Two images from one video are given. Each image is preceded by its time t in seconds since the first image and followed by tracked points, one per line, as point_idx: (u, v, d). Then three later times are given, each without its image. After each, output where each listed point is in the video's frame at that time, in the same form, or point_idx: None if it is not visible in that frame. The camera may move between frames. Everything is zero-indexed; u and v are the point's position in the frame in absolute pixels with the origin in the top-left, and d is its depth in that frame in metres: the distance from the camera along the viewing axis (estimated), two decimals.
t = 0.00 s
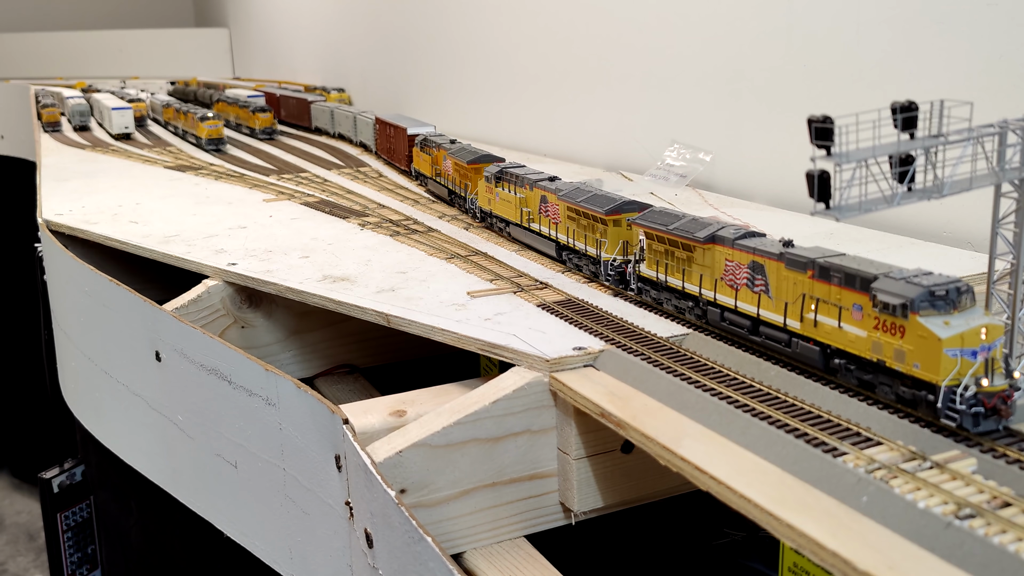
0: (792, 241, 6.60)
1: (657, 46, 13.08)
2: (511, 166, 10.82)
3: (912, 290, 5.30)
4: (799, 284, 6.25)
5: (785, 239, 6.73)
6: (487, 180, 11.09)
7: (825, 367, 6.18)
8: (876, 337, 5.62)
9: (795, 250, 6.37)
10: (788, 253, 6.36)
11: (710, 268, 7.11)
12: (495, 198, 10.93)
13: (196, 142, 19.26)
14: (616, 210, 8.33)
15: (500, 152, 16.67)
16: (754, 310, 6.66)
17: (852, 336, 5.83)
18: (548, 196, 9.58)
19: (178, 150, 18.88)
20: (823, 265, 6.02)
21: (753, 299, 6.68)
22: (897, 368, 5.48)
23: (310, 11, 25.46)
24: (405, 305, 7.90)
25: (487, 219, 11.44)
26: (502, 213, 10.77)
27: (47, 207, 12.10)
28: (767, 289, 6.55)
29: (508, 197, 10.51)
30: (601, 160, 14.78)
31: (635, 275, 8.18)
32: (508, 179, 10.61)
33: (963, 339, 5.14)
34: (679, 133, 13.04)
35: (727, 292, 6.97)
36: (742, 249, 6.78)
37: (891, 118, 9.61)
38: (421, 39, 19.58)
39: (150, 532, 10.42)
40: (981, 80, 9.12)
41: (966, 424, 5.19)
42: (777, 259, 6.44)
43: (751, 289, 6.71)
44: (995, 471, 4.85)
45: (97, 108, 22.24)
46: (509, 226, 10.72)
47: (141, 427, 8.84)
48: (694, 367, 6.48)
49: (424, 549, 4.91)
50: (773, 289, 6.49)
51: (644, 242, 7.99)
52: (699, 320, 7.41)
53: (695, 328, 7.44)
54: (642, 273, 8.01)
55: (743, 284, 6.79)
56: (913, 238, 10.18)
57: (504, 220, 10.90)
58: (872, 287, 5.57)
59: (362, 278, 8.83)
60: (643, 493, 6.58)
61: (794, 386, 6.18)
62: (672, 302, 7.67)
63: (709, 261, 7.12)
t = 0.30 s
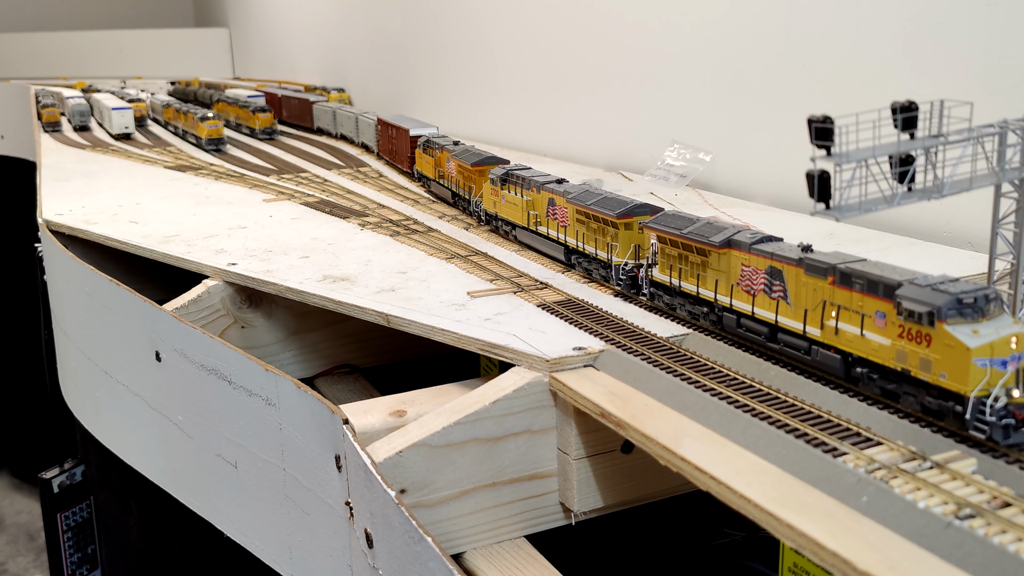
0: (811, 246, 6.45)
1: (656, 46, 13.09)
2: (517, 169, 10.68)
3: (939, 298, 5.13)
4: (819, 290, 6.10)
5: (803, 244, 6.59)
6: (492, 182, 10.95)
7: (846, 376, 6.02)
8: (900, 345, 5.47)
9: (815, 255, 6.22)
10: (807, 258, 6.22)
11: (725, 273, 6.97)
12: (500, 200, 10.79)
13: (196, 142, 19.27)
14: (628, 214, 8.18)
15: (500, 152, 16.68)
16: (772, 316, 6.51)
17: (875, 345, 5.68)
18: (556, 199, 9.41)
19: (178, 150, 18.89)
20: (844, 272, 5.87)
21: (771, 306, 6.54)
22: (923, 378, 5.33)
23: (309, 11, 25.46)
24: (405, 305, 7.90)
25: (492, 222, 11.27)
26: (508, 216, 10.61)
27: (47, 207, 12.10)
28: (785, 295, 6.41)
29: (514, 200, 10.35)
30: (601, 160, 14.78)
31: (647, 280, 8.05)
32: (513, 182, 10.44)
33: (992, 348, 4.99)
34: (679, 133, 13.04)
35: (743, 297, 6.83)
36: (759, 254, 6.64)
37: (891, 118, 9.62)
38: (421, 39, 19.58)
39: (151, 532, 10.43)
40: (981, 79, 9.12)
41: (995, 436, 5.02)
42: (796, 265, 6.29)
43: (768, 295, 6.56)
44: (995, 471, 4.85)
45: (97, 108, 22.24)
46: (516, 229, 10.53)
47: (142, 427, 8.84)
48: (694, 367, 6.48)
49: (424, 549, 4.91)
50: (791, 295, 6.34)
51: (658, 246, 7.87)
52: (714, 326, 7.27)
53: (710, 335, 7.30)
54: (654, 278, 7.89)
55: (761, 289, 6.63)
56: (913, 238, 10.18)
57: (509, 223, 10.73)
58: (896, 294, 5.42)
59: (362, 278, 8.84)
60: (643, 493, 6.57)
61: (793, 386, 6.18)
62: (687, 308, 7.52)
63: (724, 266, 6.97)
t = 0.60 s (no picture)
0: (832, 251, 6.30)
1: (656, 46, 13.10)
2: (523, 172, 10.60)
3: (968, 306, 4.95)
4: (840, 297, 5.95)
5: (823, 249, 6.44)
6: (498, 185, 10.83)
7: (868, 385, 5.85)
8: (927, 354, 5.30)
9: (836, 260, 6.07)
10: (828, 263, 6.06)
11: (742, 278, 6.84)
12: (506, 203, 10.66)
13: (196, 142, 19.27)
14: (640, 217, 8.03)
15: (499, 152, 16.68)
16: (792, 323, 6.37)
17: (899, 353, 5.51)
18: (566, 201, 9.28)
19: (178, 150, 18.89)
20: (867, 278, 5.71)
21: (790, 312, 6.41)
22: (951, 388, 5.16)
23: (309, 10, 25.46)
24: (405, 305, 7.90)
25: (497, 225, 11.13)
26: (514, 219, 10.46)
27: (47, 206, 12.10)
28: (805, 302, 6.26)
29: (521, 203, 10.21)
30: (601, 160, 14.78)
31: (659, 285, 7.87)
32: (521, 185, 10.36)
33: None
34: (679, 133, 13.04)
35: (761, 304, 6.69)
36: (777, 259, 6.50)
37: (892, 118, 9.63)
38: (421, 39, 19.58)
39: (151, 532, 10.43)
40: (981, 80, 9.12)
41: None
42: (816, 270, 6.14)
43: (788, 302, 6.41)
44: (995, 471, 4.85)
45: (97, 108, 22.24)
46: (523, 232, 10.38)
47: (142, 427, 8.84)
48: (694, 367, 6.48)
49: (424, 549, 4.91)
50: (811, 302, 6.19)
51: (671, 250, 7.73)
52: (730, 332, 7.12)
53: (726, 341, 7.15)
54: (667, 283, 7.73)
55: (779, 295, 6.50)
56: (913, 238, 10.18)
57: (515, 226, 10.58)
58: (922, 302, 5.26)
59: (362, 278, 8.84)
60: (642, 492, 6.57)
61: (793, 386, 6.18)
62: (701, 314, 7.37)
63: (741, 271, 6.85)
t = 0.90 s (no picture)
0: (852, 256, 6.08)
1: (656, 46, 13.10)
2: (529, 174, 10.42)
3: (999, 314, 4.76)
4: (862, 304, 5.74)
5: (843, 253, 6.22)
6: (504, 188, 10.65)
7: (892, 395, 5.65)
8: (954, 364, 5.09)
9: (857, 266, 5.85)
10: (849, 269, 5.85)
11: (759, 284, 6.63)
12: (512, 206, 10.46)
13: (196, 142, 19.28)
14: (653, 221, 7.89)
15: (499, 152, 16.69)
16: (812, 331, 6.16)
17: (925, 363, 5.30)
18: (574, 204, 9.11)
19: (178, 150, 18.89)
20: (891, 284, 5.50)
21: (809, 319, 6.20)
22: (980, 400, 4.96)
23: (309, 10, 25.47)
24: (405, 305, 7.90)
25: (503, 228, 10.95)
26: (521, 222, 10.26)
27: (48, 207, 12.10)
28: (825, 309, 6.05)
29: (527, 206, 10.02)
30: (601, 160, 14.78)
31: (673, 290, 7.66)
32: (527, 187, 10.19)
33: None
34: (679, 133, 13.05)
35: (779, 310, 6.48)
36: (796, 264, 6.29)
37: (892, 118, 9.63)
38: (421, 39, 19.57)
39: (151, 532, 10.43)
40: (981, 80, 9.12)
41: None
42: (837, 276, 5.93)
43: (807, 309, 6.20)
44: (995, 471, 4.85)
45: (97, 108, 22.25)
46: (530, 236, 10.21)
47: (142, 427, 8.84)
48: (694, 367, 6.48)
49: (424, 549, 4.91)
50: (832, 309, 5.99)
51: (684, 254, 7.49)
52: (746, 339, 6.91)
53: (742, 348, 6.96)
54: (681, 288, 7.51)
55: (798, 302, 6.29)
56: (912, 238, 10.19)
57: (522, 230, 10.39)
58: (950, 310, 5.05)
59: (362, 278, 8.84)
60: (643, 492, 6.58)
61: (793, 386, 6.19)
62: (717, 319, 7.16)
63: (759, 277, 6.62)
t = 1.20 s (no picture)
0: (875, 261, 5.94)
1: (656, 46, 13.09)
2: (536, 176, 10.19)
3: None
4: (885, 311, 5.60)
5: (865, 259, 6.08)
6: (510, 190, 10.45)
7: (917, 405, 5.49)
8: (983, 374, 4.94)
9: (880, 271, 5.71)
10: (872, 275, 5.71)
11: (778, 290, 6.49)
12: (519, 209, 10.28)
13: (196, 142, 19.28)
14: (665, 225, 7.68)
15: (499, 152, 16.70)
16: (834, 338, 6.01)
17: (952, 372, 5.15)
18: (584, 207, 8.88)
19: (178, 150, 18.90)
20: (915, 291, 5.35)
21: (830, 326, 6.06)
22: (1011, 412, 4.80)
23: (309, 10, 25.47)
24: (405, 305, 7.91)
25: (510, 231, 10.75)
26: (529, 225, 10.06)
27: (47, 206, 12.10)
28: (846, 316, 5.91)
29: (535, 209, 9.81)
30: (601, 160, 14.78)
31: (687, 295, 7.54)
32: (535, 189, 9.96)
33: None
34: (679, 133, 13.05)
35: (798, 317, 6.35)
36: (816, 270, 6.16)
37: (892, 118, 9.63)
38: (421, 38, 19.57)
39: (151, 532, 10.44)
40: (981, 80, 9.12)
41: None
42: (860, 283, 5.79)
43: (828, 316, 6.06)
44: (995, 471, 4.85)
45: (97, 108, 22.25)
46: (537, 239, 10.01)
47: (141, 427, 8.85)
48: (694, 367, 6.48)
49: (424, 549, 4.91)
50: (853, 316, 5.85)
51: (699, 259, 7.37)
52: (765, 346, 6.77)
53: (760, 356, 6.81)
54: (696, 293, 7.39)
55: (818, 308, 6.16)
56: (912, 238, 10.19)
57: (530, 233, 10.20)
58: (978, 318, 4.90)
59: (362, 278, 8.84)
60: (643, 492, 6.58)
61: (793, 386, 6.19)
62: (733, 326, 7.02)
63: (778, 282, 6.50)
